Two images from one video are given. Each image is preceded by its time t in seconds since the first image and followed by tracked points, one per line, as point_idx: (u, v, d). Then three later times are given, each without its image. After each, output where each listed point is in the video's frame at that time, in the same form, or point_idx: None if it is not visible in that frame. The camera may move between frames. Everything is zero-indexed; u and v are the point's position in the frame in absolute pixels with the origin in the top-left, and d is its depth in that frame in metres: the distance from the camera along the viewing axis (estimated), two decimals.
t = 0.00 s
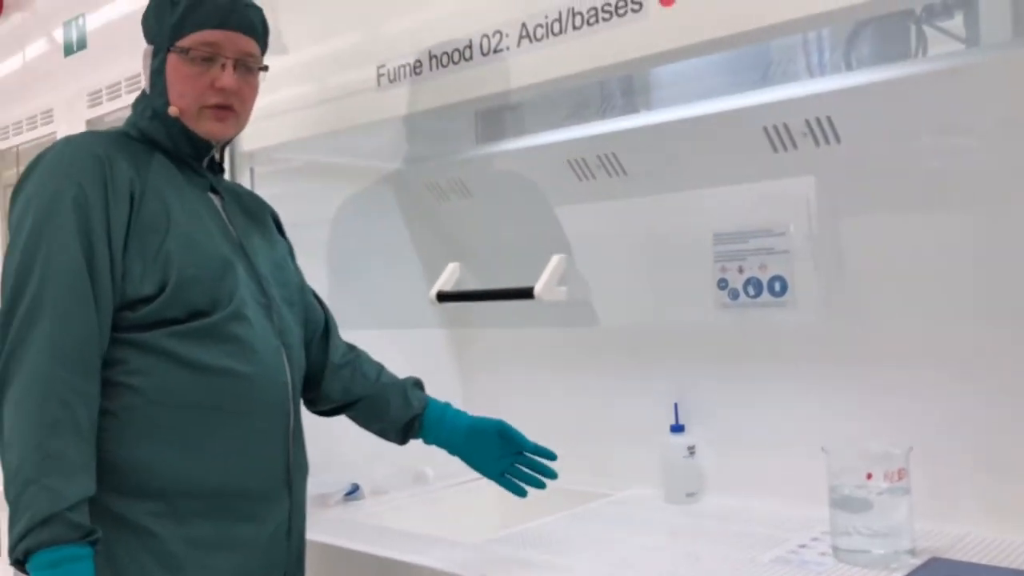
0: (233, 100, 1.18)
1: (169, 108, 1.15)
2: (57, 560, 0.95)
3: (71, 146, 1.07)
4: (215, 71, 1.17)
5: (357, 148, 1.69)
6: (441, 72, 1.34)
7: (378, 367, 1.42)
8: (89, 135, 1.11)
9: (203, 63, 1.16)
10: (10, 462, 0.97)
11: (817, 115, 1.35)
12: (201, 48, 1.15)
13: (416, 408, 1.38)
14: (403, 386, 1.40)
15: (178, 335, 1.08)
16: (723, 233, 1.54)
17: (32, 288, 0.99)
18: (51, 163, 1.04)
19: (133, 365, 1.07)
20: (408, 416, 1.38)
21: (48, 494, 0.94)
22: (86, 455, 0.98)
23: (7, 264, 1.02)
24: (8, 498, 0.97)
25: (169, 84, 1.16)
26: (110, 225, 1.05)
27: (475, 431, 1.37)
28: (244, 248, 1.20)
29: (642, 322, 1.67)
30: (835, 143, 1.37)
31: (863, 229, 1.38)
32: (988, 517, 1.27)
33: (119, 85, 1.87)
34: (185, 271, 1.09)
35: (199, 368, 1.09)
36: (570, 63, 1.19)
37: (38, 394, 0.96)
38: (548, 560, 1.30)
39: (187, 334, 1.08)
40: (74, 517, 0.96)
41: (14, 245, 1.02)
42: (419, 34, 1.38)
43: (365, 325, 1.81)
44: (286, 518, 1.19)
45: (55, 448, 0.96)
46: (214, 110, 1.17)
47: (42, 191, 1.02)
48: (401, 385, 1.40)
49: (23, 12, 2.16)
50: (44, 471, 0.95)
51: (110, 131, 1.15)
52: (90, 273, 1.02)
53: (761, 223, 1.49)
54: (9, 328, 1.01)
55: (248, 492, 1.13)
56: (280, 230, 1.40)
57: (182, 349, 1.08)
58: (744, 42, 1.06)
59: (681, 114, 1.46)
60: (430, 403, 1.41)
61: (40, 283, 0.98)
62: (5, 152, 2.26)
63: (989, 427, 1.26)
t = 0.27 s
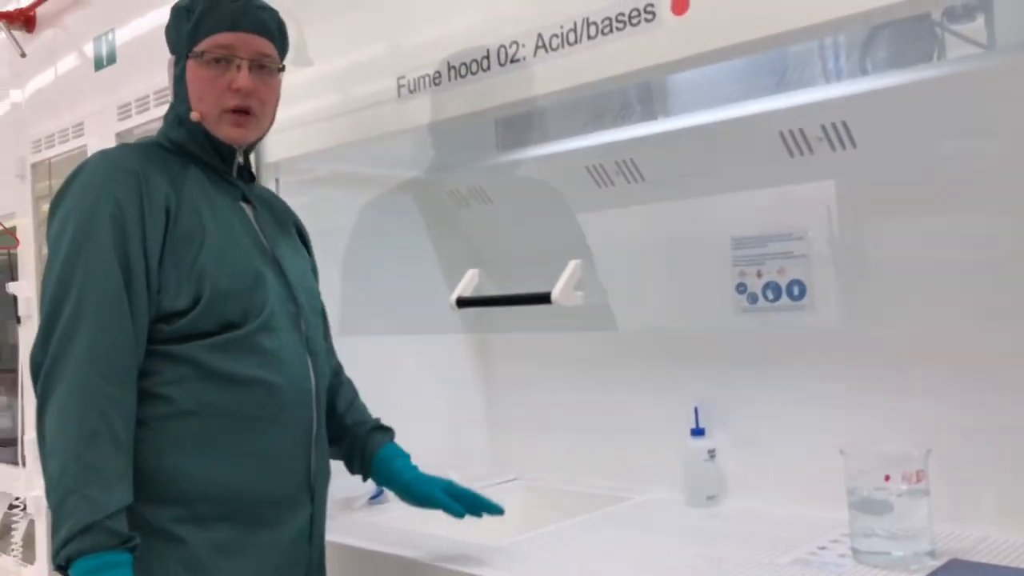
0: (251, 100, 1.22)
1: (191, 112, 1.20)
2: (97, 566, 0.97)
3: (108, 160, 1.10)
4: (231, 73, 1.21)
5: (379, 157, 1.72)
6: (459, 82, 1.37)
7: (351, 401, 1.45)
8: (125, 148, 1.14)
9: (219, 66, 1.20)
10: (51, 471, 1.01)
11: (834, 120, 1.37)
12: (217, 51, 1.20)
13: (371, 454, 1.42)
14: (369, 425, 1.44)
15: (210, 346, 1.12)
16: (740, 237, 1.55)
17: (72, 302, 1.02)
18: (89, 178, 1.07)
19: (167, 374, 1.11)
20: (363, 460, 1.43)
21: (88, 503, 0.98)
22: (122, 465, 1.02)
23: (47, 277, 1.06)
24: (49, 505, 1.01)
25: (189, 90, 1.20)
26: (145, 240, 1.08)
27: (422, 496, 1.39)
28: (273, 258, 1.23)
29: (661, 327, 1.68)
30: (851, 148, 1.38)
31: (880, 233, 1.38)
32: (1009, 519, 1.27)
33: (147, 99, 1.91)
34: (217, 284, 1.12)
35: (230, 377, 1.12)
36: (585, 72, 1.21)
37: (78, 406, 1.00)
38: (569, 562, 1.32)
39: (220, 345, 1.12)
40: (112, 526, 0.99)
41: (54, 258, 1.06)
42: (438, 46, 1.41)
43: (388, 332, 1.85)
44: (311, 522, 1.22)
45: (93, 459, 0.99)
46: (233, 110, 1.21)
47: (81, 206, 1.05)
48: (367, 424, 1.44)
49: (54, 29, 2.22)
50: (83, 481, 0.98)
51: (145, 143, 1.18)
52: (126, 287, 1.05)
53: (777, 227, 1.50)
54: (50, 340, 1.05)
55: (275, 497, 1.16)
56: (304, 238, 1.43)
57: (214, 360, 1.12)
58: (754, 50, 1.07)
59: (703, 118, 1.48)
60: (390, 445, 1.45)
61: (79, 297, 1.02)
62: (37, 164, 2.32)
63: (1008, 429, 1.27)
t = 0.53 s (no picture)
0: (277, 114, 1.23)
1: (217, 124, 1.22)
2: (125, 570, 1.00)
3: (135, 171, 1.12)
4: (258, 86, 1.22)
5: (397, 163, 1.74)
6: (476, 88, 1.39)
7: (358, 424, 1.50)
8: (151, 159, 1.16)
9: (246, 79, 1.22)
10: (81, 477, 1.03)
11: (846, 123, 1.37)
12: (244, 64, 1.21)
13: (364, 480, 1.50)
14: (368, 454, 1.50)
15: (235, 353, 1.14)
16: (755, 241, 1.56)
17: (101, 312, 1.04)
18: (116, 190, 1.10)
19: (193, 380, 1.13)
20: (358, 483, 1.50)
21: (118, 509, 1.00)
22: (150, 472, 1.04)
23: (76, 288, 1.08)
24: (79, 511, 1.03)
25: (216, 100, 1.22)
26: (172, 251, 1.10)
27: (391, 535, 1.40)
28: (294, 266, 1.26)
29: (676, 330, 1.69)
30: (864, 150, 1.38)
31: (894, 237, 1.39)
32: None
33: (168, 106, 1.94)
34: (242, 293, 1.15)
35: (254, 384, 1.14)
36: (599, 78, 1.23)
37: (108, 415, 1.02)
38: (585, 563, 1.33)
39: (244, 352, 1.14)
40: (141, 531, 1.01)
41: (84, 269, 1.08)
42: (454, 53, 1.43)
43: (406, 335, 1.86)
44: (331, 524, 1.25)
45: (123, 466, 1.01)
46: (259, 123, 1.23)
47: (110, 218, 1.07)
48: (368, 452, 1.50)
49: (77, 38, 2.25)
50: (113, 488, 1.00)
51: (170, 153, 1.20)
52: (154, 298, 1.08)
53: (792, 230, 1.51)
54: (79, 349, 1.07)
55: (297, 500, 1.19)
56: (321, 244, 1.46)
57: (239, 367, 1.14)
58: (765, 54, 1.08)
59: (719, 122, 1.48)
60: (385, 476, 1.50)
61: (108, 308, 1.04)
62: (60, 171, 2.35)
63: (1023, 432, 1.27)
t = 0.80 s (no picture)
0: (301, 127, 1.25)
1: (241, 135, 1.22)
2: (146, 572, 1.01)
3: (149, 179, 1.14)
4: (286, 99, 1.24)
5: (408, 168, 1.76)
6: (485, 95, 1.40)
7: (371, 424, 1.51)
8: (165, 167, 1.18)
9: (273, 91, 1.23)
10: (102, 481, 1.05)
11: (853, 129, 1.38)
12: (272, 77, 1.22)
13: (376, 480, 1.51)
14: (381, 453, 1.51)
15: (248, 357, 1.15)
16: (763, 246, 1.57)
17: (119, 319, 1.06)
18: (131, 198, 1.11)
19: (208, 384, 1.15)
20: (370, 482, 1.52)
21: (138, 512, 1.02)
22: (168, 475, 1.06)
23: (94, 295, 1.10)
24: (100, 514, 1.05)
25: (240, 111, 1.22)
26: (187, 257, 1.12)
27: (403, 534, 1.41)
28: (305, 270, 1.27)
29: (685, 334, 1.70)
30: (871, 156, 1.39)
31: (901, 242, 1.40)
32: None
33: (181, 112, 1.96)
34: (255, 298, 1.16)
35: (267, 387, 1.16)
36: (608, 85, 1.24)
37: (127, 420, 1.04)
38: (594, 565, 1.34)
39: (257, 356, 1.16)
40: (161, 533, 1.03)
41: (101, 277, 1.10)
42: (464, 60, 1.44)
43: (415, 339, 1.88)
44: (344, 524, 1.26)
45: (143, 470, 1.03)
46: (283, 136, 1.24)
47: (126, 226, 1.09)
48: (381, 452, 1.51)
49: (90, 44, 2.28)
50: (133, 491, 1.02)
51: (183, 160, 1.22)
52: (169, 304, 1.09)
53: (800, 235, 1.52)
54: (97, 355, 1.09)
55: (310, 500, 1.20)
56: (333, 248, 1.48)
57: (253, 370, 1.15)
58: (774, 61, 1.09)
59: (727, 127, 1.49)
60: (398, 475, 1.52)
61: (126, 315, 1.06)
62: (74, 176, 2.38)
63: None
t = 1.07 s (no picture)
0: (318, 134, 1.27)
1: (261, 141, 1.23)
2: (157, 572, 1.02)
3: (157, 183, 1.15)
4: (306, 107, 1.25)
5: (415, 171, 1.77)
6: (493, 99, 1.42)
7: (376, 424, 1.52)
8: (173, 171, 1.19)
9: (295, 101, 1.24)
10: (113, 482, 1.06)
11: (856, 135, 1.39)
12: (295, 87, 1.23)
13: (383, 479, 1.52)
14: (388, 452, 1.53)
15: (256, 358, 1.17)
16: (767, 250, 1.58)
17: (129, 322, 1.08)
18: (139, 202, 1.13)
19: (217, 384, 1.16)
20: (377, 482, 1.53)
21: (149, 512, 1.03)
22: (178, 476, 1.07)
23: (103, 299, 1.11)
24: (112, 515, 1.06)
25: (261, 117, 1.23)
26: (196, 260, 1.13)
27: (410, 532, 1.43)
28: (312, 272, 1.29)
29: (690, 337, 1.71)
30: (875, 160, 1.40)
31: (903, 247, 1.41)
32: None
33: (190, 115, 1.98)
34: (263, 300, 1.17)
35: (275, 388, 1.17)
36: (614, 90, 1.25)
37: (137, 421, 1.05)
38: (599, 566, 1.35)
39: (266, 358, 1.17)
40: (172, 533, 1.04)
41: (110, 281, 1.11)
42: (471, 65, 1.45)
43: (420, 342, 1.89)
44: (351, 523, 1.27)
45: (153, 471, 1.04)
46: (301, 143, 1.26)
47: (135, 230, 1.10)
48: (388, 451, 1.53)
49: (99, 47, 2.29)
50: (144, 492, 1.04)
51: (192, 164, 1.23)
52: (178, 307, 1.11)
53: (804, 239, 1.53)
54: (107, 358, 1.10)
55: (317, 499, 1.21)
56: (339, 249, 1.49)
57: (260, 371, 1.17)
58: (780, 66, 1.10)
59: (731, 133, 1.50)
60: (405, 474, 1.53)
61: (136, 317, 1.07)
62: (81, 178, 2.39)
63: None
